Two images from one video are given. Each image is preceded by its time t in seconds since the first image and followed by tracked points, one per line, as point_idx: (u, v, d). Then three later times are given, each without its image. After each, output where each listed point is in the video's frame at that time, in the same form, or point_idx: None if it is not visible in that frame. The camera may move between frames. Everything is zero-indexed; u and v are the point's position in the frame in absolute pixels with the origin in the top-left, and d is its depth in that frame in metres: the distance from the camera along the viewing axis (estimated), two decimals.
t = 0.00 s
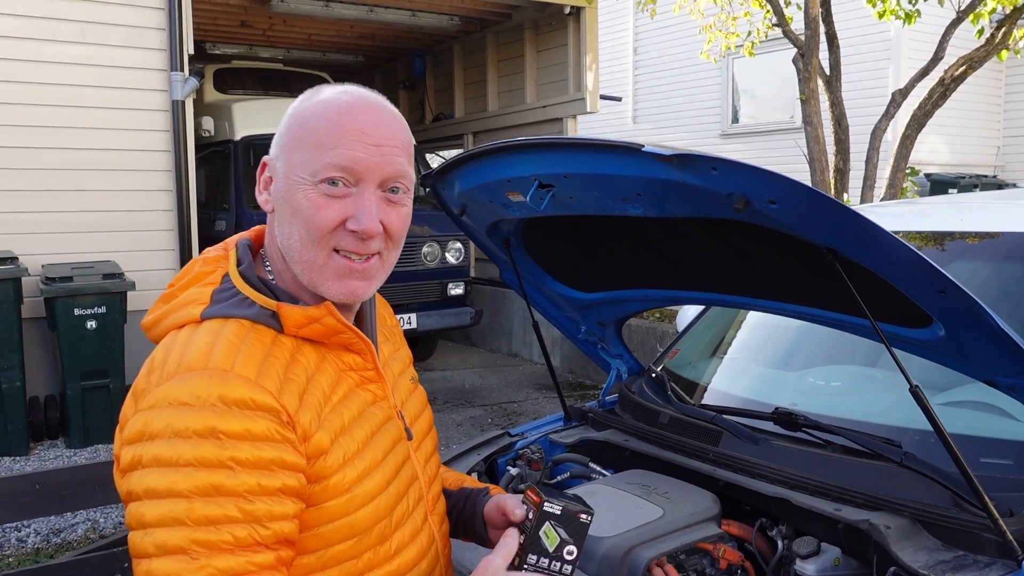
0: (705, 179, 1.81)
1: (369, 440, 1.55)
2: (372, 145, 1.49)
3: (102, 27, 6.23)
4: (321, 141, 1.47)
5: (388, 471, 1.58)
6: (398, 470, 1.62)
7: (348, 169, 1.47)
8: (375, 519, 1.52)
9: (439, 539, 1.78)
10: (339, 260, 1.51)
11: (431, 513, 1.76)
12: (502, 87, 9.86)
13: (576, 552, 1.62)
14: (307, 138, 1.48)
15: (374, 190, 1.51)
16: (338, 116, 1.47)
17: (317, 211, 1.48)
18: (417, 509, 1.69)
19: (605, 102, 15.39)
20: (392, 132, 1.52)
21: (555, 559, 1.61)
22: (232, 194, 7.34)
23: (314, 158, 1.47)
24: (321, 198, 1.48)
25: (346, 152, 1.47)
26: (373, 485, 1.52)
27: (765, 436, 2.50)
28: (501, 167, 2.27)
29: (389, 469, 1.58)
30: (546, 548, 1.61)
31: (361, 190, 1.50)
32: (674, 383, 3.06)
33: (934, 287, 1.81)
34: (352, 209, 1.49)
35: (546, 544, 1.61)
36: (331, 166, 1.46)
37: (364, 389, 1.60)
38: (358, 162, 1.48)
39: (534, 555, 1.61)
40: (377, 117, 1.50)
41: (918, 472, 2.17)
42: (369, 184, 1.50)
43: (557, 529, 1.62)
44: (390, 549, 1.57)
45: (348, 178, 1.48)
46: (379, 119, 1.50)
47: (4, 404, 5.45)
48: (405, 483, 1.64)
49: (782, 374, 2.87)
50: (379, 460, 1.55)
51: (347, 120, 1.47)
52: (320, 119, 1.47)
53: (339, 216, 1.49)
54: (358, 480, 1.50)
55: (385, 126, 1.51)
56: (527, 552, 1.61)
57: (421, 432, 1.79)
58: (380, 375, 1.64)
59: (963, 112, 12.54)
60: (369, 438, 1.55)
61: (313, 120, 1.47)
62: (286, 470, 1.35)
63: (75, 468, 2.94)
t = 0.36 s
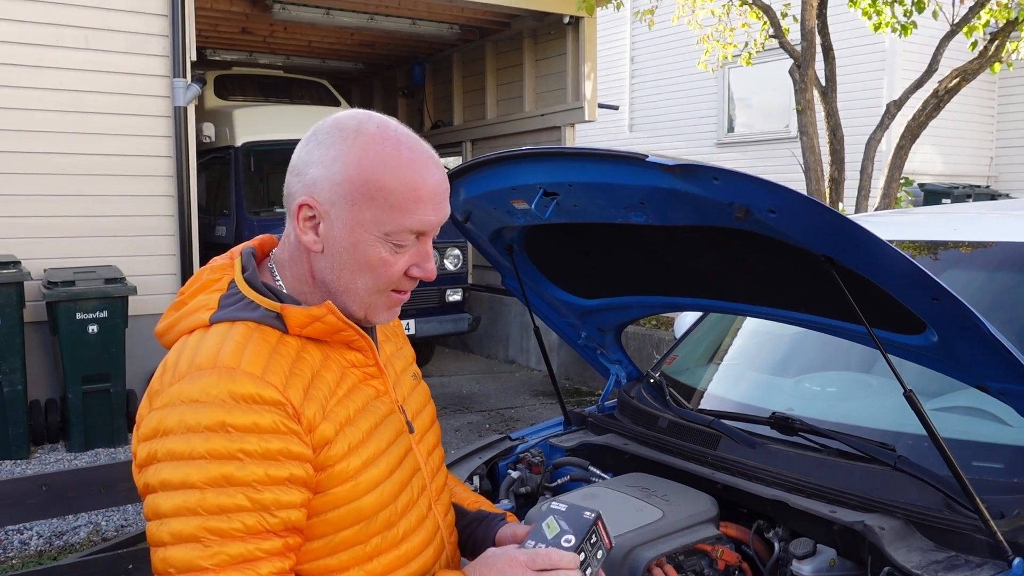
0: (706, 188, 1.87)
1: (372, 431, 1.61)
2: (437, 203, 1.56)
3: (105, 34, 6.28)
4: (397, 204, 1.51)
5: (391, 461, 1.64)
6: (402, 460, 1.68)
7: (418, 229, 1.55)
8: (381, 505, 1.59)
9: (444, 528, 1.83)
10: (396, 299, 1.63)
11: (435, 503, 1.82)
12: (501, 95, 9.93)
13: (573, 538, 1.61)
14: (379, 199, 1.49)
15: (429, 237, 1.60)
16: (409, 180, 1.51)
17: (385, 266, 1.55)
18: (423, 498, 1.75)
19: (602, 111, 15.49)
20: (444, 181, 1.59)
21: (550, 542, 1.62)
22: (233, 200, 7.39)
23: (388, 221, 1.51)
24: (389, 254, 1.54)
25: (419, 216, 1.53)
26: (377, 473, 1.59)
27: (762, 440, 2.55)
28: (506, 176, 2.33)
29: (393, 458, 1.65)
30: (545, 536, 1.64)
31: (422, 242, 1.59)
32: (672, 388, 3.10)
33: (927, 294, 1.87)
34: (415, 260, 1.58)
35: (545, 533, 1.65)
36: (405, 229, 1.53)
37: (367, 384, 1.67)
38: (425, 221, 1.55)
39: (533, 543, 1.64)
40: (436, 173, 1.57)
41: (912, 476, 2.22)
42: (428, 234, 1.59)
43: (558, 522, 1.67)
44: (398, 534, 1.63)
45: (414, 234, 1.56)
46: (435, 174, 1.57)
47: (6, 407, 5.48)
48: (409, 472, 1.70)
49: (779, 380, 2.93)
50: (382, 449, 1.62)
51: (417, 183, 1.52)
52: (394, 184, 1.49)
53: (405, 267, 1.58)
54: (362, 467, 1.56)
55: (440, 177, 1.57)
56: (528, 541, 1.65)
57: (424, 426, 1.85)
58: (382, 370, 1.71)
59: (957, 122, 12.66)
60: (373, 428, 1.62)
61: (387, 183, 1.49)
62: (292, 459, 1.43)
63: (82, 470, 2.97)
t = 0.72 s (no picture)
0: (698, 194, 1.91)
1: (358, 421, 1.64)
2: (402, 194, 1.58)
3: (100, 37, 6.29)
4: (361, 196, 1.53)
5: (380, 451, 1.67)
6: (391, 450, 1.71)
7: (385, 219, 1.57)
8: (368, 493, 1.62)
9: (438, 517, 1.86)
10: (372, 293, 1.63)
11: (428, 493, 1.85)
12: (493, 101, 9.98)
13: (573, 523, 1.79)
14: (345, 191, 1.53)
15: (400, 229, 1.62)
16: (372, 170, 1.54)
17: (359, 259, 1.57)
18: (414, 488, 1.78)
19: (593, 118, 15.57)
20: (411, 174, 1.62)
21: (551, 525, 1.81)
22: (225, 204, 7.39)
23: (354, 211, 1.54)
24: (359, 245, 1.56)
25: (384, 205, 1.55)
26: (364, 462, 1.62)
27: (750, 443, 2.59)
28: (502, 181, 2.36)
29: (381, 448, 1.68)
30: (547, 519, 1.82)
31: (392, 233, 1.60)
32: (662, 393, 3.14)
33: (912, 300, 1.91)
34: (388, 252, 1.60)
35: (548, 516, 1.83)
36: (371, 219, 1.55)
37: (355, 377, 1.71)
38: (393, 212, 1.57)
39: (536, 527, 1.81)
40: (399, 165, 1.59)
41: (897, 478, 2.26)
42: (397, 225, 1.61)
43: (558, 506, 1.85)
44: (388, 522, 1.66)
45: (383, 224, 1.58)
46: (400, 166, 1.59)
47: None
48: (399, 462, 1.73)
49: (768, 385, 2.97)
50: (368, 440, 1.65)
51: (380, 174, 1.55)
52: (357, 174, 1.53)
53: (379, 259, 1.60)
54: (349, 457, 1.59)
55: (406, 170, 1.60)
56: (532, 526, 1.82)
57: (415, 419, 1.88)
58: (370, 364, 1.74)
59: (944, 132, 12.80)
60: (359, 420, 1.65)
61: (349, 176, 1.53)
62: (276, 449, 1.46)
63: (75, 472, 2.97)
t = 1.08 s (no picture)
0: (691, 197, 1.93)
1: (337, 422, 1.60)
2: (315, 158, 1.54)
3: (90, 38, 6.26)
4: (271, 160, 1.54)
5: (360, 452, 1.62)
6: (374, 451, 1.66)
7: (297, 182, 1.53)
8: (345, 495, 1.57)
9: (429, 522, 1.79)
10: (301, 267, 1.56)
11: (421, 496, 1.78)
12: (484, 104, 10.00)
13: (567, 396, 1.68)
14: (259, 158, 1.55)
15: (324, 198, 1.56)
16: (282, 136, 1.54)
17: (275, 226, 1.55)
18: (401, 490, 1.72)
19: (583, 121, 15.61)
20: (334, 143, 1.58)
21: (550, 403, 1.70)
22: (215, 206, 7.37)
23: (265, 177, 1.54)
24: (276, 213, 1.54)
25: (292, 168, 1.53)
26: (341, 463, 1.57)
27: (741, 444, 2.60)
28: (496, 183, 2.37)
29: (362, 449, 1.62)
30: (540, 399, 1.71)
31: (312, 201, 1.55)
32: (654, 394, 3.15)
33: (902, 301, 1.93)
34: (307, 219, 1.55)
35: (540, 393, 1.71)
36: (282, 181, 1.53)
37: (338, 377, 1.66)
38: (305, 175, 1.54)
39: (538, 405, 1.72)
40: (321, 131, 1.56)
41: (887, 478, 2.28)
42: (318, 194, 1.56)
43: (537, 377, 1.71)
44: (368, 523, 1.62)
45: (298, 191, 1.54)
46: (320, 132, 1.56)
47: None
48: (384, 463, 1.67)
49: (758, 386, 2.99)
50: (347, 441, 1.60)
51: (291, 139, 1.54)
52: (268, 141, 1.55)
53: (297, 226, 1.55)
54: (325, 458, 1.56)
55: (327, 138, 1.57)
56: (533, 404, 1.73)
57: (407, 420, 1.81)
58: (356, 364, 1.69)
59: (931, 137, 12.90)
60: (338, 420, 1.60)
61: (264, 142, 1.55)
62: (243, 445, 1.44)
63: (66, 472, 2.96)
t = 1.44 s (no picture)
0: (688, 195, 1.93)
1: (323, 424, 1.57)
2: (315, 158, 1.53)
3: (82, 36, 6.23)
4: (272, 158, 1.53)
5: (345, 455, 1.58)
6: (364, 453, 1.62)
7: (296, 182, 1.52)
8: (328, 497, 1.54)
9: (426, 528, 1.71)
10: (296, 267, 1.55)
11: (417, 501, 1.72)
12: (478, 103, 10.00)
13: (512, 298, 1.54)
14: (261, 156, 1.55)
15: (323, 199, 1.54)
16: (284, 134, 1.53)
17: (274, 224, 1.54)
18: (393, 494, 1.66)
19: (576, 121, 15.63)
20: (336, 143, 1.56)
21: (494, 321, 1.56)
22: (208, 205, 7.34)
23: (266, 175, 1.53)
24: (275, 211, 1.54)
25: (292, 167, 1.52)
26: (323, 466, 1.54)
27: (737, 443, 2.61)
28: (492, 182, 2.36)
29: (348, 453, 1.59)
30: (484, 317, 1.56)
31: (311, 201, 1.54)
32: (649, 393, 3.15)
33: (898, 300, 1.94)
34: (305, 219, 1.53)
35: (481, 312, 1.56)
36: (281, 180, 1.52)
37: (329, 378, 1.63)
38: (305, 175, 1.52)
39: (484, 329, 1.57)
40: (324, 132, 1.55)
41: (882, 476, 2.29)
42: (317, 194, 1.54)
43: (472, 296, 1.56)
44: (351, 528, 1.57)
45: (297, 190, 1.53)
46: (324, 132, 1.55)
47: None
48: (374, 466, 1.63)
49: (753, 385, 3.00)
50: (332, 443, 1.57)
51: (292, 138, 1.53)
52: (271, 138, 1.54)
53: (294, 226, 1.54)
54: (305, 460, 1.53)
55: (329, 138, 1.55)
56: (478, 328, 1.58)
57: (407, 420, 1.75)
58: (350, 364, 1.66)
59: (923, 138, 12.96)
60: (324, 422, 1.57)
61: (267, 140, 1.55)
62: (220, 442, 1.44)
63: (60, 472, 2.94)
